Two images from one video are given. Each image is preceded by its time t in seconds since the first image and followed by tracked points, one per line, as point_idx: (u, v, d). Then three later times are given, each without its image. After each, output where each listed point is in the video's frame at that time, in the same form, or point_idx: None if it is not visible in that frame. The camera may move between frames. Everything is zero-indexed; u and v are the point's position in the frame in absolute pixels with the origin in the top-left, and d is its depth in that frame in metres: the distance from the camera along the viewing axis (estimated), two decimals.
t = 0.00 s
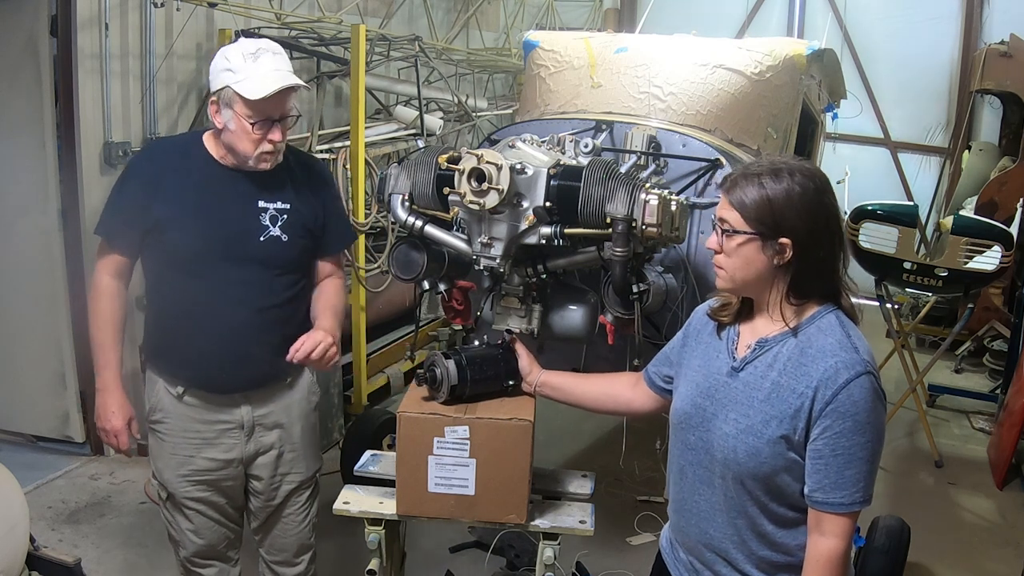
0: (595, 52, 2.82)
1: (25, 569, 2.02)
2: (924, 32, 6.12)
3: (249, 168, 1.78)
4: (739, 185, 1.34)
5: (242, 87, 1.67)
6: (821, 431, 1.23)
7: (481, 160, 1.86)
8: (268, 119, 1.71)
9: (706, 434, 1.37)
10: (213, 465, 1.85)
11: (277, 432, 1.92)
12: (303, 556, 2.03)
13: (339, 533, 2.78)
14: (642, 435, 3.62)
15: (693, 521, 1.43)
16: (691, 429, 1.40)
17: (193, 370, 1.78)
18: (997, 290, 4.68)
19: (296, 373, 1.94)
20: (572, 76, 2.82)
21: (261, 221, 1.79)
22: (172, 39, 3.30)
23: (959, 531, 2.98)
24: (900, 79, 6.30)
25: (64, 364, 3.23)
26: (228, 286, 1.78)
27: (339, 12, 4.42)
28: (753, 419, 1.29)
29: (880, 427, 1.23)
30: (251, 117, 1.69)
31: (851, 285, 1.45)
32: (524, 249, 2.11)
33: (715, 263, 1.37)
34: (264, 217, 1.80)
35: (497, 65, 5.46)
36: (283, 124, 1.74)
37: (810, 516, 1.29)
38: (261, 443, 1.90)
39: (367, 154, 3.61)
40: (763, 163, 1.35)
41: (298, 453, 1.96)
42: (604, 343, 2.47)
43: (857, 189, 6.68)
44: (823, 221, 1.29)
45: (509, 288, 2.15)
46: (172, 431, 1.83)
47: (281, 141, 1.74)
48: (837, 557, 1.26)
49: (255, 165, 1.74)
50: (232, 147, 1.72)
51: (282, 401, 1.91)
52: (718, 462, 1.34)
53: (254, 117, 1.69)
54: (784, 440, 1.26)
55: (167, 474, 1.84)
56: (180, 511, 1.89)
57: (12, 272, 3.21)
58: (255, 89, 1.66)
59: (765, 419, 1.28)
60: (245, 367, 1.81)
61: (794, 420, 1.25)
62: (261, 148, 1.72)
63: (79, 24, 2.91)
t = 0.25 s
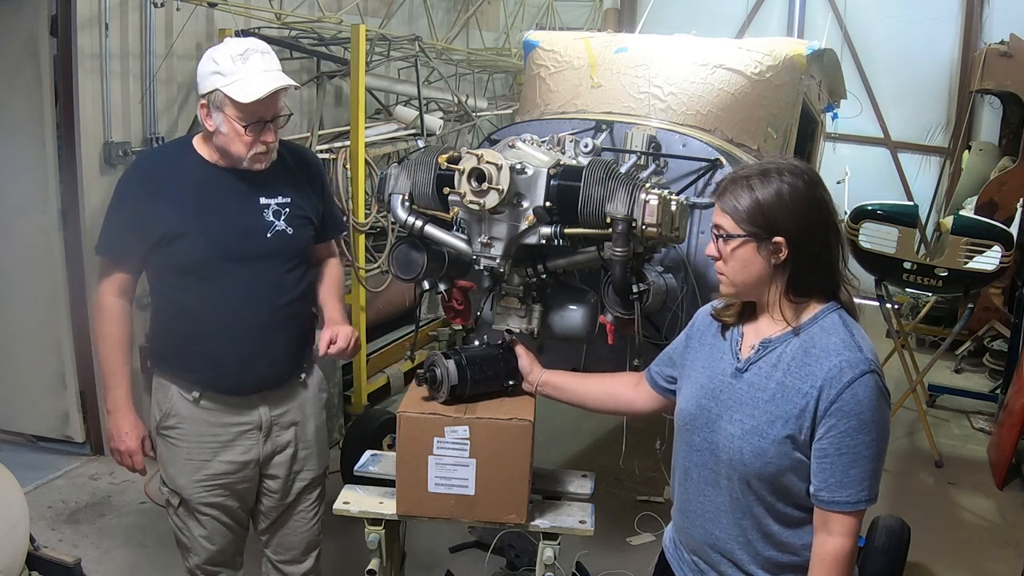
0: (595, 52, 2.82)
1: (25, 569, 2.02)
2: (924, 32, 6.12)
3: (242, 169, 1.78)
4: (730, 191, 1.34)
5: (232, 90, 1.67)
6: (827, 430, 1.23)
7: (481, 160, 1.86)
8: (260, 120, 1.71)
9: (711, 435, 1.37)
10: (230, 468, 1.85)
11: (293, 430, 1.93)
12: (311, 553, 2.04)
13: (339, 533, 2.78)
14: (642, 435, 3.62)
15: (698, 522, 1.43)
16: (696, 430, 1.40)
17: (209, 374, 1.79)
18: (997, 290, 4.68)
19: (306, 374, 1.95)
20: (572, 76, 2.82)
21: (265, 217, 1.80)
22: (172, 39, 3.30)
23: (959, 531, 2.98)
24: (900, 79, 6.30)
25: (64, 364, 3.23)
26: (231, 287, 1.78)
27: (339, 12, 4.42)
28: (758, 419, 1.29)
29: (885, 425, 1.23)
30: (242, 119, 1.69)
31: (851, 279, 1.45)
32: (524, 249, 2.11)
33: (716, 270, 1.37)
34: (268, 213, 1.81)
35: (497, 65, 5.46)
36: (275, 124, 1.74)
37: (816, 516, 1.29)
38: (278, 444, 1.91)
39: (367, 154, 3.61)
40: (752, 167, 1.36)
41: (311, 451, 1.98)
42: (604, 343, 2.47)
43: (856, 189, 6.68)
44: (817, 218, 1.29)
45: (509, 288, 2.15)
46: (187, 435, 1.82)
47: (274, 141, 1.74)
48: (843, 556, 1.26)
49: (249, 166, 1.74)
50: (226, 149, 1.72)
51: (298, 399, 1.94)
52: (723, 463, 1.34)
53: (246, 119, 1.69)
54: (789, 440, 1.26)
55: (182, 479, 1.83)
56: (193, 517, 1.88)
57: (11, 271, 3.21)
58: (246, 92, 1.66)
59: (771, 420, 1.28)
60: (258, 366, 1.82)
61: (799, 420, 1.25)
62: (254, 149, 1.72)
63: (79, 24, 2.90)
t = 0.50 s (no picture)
0: (595, 52, 2.82)
1: (25, 569, 2.02)
2: (924, 32, 6.12)
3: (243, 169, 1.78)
4: (729, 192, 1.34)
5: (231, 90, 1.67)
6: (828, 428, 1.23)
7: (481, 160, 1.86)
8: (260, 120, 1.71)
9: (713, 436, 1.37)
10: (236, 470, 1.85)
11: (299, 431, 1.94)
12: (314, 554, 2.04)
13: (339, 533, 2.78)
14: (642, 435, 3.62)
15: (701, 523, 1.43)
16: (697, 431, 1.40)
17: (216, 375, 1.79)
18: (997, 290, 4.68)
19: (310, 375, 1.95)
20: (572, 76, 2.82)
21: (269, 216, 1.81)
22: (172, 39, 3.29)
23: (959, 531, 2.98)
24: (900, 79, 6.31)
25: (64, 364, 3.22)
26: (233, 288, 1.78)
27: (339, 12, 4.42)
28: (759, 419, 1.29)
29: (886, 422, 1.23)
30: (242, 119, 1.69)
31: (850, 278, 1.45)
32: (524, 249, 2.11)
33: (716, 271, 1.37)
34: (271, 213, 1.81)
35: (497, 65, 5.46)
36: (275, 123, 1.74)
37: (819, 515, 1.29)
38: (284, 444, 1.91)
39: (367, 154, 3.61)
40: (750, 167, 1.36)
41: (316, 451, 1.99)
42: (604, 343, 2.47)
43: (857, 189, 6.68)
44: (816, 216, 1.30)
45: (509, 288, 2.15)
46: (193, 438, 1.82)
47: (275, 141, 1.74)
48: (847, 554, 1.26)
49: (250, 166, 1.74)
50: (226, 150, 1.72)
51: (305, 401, 1.95)
52: (726, 463, 1.34)
53: (246, 119, 1.69)
54: (791, 439, 1.26)
55: (188, 482, 1.83)
56: (198, 519, 1.88)
57: (11, 271, 3.21)
58: (245, 92, 1.66)
59: (772, 419, 1.28)
60: (264, 367, 1.83)
61: (801, 420, 1.25)
62: (254, 149, 1.72)
63: (79, 24, 2.90)
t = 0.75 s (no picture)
0: (595, 52, 2.82)
1: (25, 569, 2.02)
2: (924, 32, 6.13)
3: (247, 170, 1.78)
4: (739, 184, 1.34)
5: (235, 91, 1.67)
6: (828, 428, 1.23)
7: (481, 160, 1.86)
8: (265, 121, 1.71)
9: (713, 436, 1.37)
10: (235, 471, 1.85)
11: (300, 433, 1.93)
12: (317, 557, 2.04)
13: (339, 533, 2.77)
14: (642, 435, 3.62)
15: (701, 523, 1.43)
16: (697, 431, 1.40)
17: (216, 376, 1.79)
18: (997, 290, 4.68)
19: (314, 377, 1.95)
20: (572, 76, 2.82)
21: (271, 217, 1.80)
22: (172, 39, 3.29)
23: (960, 531, 2.98)
24: (900, 79, 6.31)
25: (64, 364, 3.22)
26: (234, 288, 1.77)
27: (339, 12, 4.42)
28: (759, 419, 1.29)
29: (886, 422, 1.23)
30: (246, 120, 1.69)
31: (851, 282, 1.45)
32: (524, 249, 2.11)
33: (717, 263, 1.37)
34: (274, 214, 1.80)
35: (497, 65, 5.46)
36: (279, 125, 1.74)
37: (819, 514, 1.29)
38: (284, 446, 1.91)
39: (367, 154, 3.61)
40: (762, 163, 1.36)
41: (317, 454, 1.98)
42: (604, 343, 2.47)
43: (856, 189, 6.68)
44: (822, 217, 1.30)
45: (509, 288, 2.15)
46: (194, 438, 1.82)
47: (279, 142, 1.74)
48: (846, 554, 1.26)
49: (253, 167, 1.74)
50: (230, 150, 1.72)
51: (306, 403, 1.94)
52: (726, 463, 1.34)
53: (250, 120, 1.69)
54: (791, 439, 1.26)
55: (188, 483, 1.83)
56: (198, 520, 1.88)
57: (11, 271, 3.21)
58: (249, 94, 1.66)
59: (773, 419, 1.28)
60: (265, 369, 1.82)
61: (801, 419, 1.25)
62: (258, 151, 1.72)
63: (79, 25, 2.90)
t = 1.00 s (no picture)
0: (595, 52, 2.82)
1: (25, 569, 2.02)
2: (924, 32, 6.13)
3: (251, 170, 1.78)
4: (731, 189, 1.34)
5: (241, 90, 1.67)
6: (826, 428, 1.23)
7: (481, 160, 1.86)
8: (271, 121, 1.71)
9: (712, 437, 1.37)
10: (232, 472, 1.85)
11: (297, 436, 1.92)
12: (316, 560, 2.03)
13: (339, 533, 2.78)
14: (642, 435, 3.62)
15: (700, 523, 1.43)
16: (697, 432, 1.40)
17: (213, 377, 1.79)
18: (997, 290, 4.68)
19: (316, 378, 1.95)
20: (572, 76, 2.82)
21: (271, 219, 1.79)
22: (172, 39, 3.29)
23: (959, 531, 2.98)
24: (900, 79, 6.31)
25: (64, 364, 3.22)
26: (233, 288, 1.77)
27: (339, 12, 4.42)
28: (758, 419, 1.29)
29: (884, 422, 1.23)
30: (251, 119, 1.69)
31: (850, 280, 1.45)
32: (524, 249, 2.11)
33: (714, 267, 1.37)
34: (275, 216, 1.80)
35: (497, 65, 5.46)
36: (284, 125, 1.74)
37: (818, 514, 1.29)
38: (280, 449, 1.90)
39: (367, 154, 3.61)
40: (752, 166, 1.36)
41: (316, 458, 1.96)
42: (604, 343, 2.47)
43: (856, 189, 6.68)
44: (815, 216, 1.30)
45: (509, 288, 2.15)
46: (190, 437, 1.83)
47: (284, 142, 1.74)
48: (845, 553, 1.26)
49: (258, 167, 1.74)
50: (234, 150, 1.72)
51: (303, 406, 1.92)
52: (725, 464, 1.34)
53: (256, 119, 1.69)
54: (790, 439, 1.26)
55: (184, 482, 1.83)
56: (194, 520, 1.88)
57: (11, 270, 3.21)
58: (255, 93, 1.66)
59: (771, 419, 1.28)
60: (263, 370, 1.81)
61: (800, 420, 1.25)
62: (262, 150, 1.72)
63: (79, 24, 2.90)
